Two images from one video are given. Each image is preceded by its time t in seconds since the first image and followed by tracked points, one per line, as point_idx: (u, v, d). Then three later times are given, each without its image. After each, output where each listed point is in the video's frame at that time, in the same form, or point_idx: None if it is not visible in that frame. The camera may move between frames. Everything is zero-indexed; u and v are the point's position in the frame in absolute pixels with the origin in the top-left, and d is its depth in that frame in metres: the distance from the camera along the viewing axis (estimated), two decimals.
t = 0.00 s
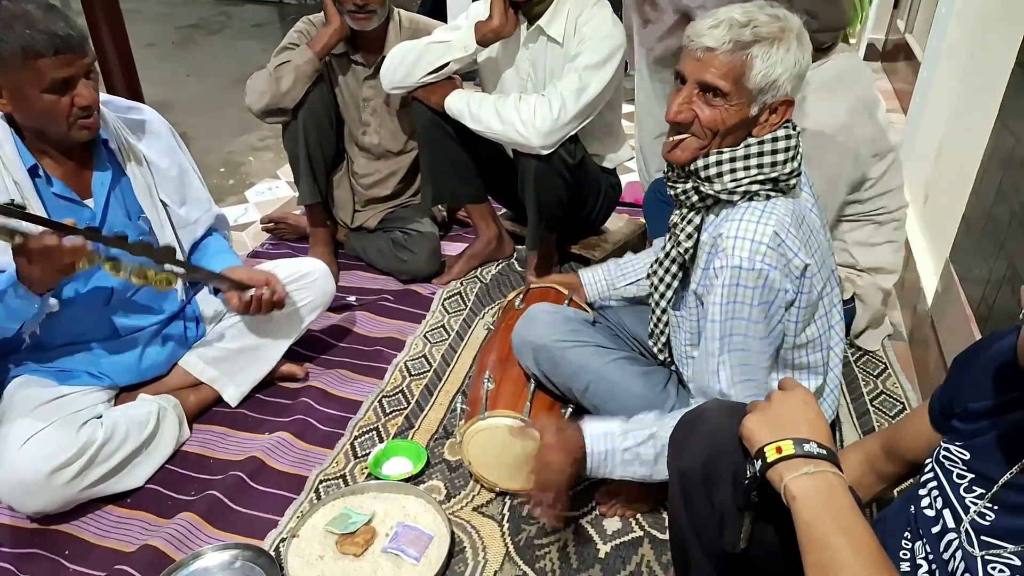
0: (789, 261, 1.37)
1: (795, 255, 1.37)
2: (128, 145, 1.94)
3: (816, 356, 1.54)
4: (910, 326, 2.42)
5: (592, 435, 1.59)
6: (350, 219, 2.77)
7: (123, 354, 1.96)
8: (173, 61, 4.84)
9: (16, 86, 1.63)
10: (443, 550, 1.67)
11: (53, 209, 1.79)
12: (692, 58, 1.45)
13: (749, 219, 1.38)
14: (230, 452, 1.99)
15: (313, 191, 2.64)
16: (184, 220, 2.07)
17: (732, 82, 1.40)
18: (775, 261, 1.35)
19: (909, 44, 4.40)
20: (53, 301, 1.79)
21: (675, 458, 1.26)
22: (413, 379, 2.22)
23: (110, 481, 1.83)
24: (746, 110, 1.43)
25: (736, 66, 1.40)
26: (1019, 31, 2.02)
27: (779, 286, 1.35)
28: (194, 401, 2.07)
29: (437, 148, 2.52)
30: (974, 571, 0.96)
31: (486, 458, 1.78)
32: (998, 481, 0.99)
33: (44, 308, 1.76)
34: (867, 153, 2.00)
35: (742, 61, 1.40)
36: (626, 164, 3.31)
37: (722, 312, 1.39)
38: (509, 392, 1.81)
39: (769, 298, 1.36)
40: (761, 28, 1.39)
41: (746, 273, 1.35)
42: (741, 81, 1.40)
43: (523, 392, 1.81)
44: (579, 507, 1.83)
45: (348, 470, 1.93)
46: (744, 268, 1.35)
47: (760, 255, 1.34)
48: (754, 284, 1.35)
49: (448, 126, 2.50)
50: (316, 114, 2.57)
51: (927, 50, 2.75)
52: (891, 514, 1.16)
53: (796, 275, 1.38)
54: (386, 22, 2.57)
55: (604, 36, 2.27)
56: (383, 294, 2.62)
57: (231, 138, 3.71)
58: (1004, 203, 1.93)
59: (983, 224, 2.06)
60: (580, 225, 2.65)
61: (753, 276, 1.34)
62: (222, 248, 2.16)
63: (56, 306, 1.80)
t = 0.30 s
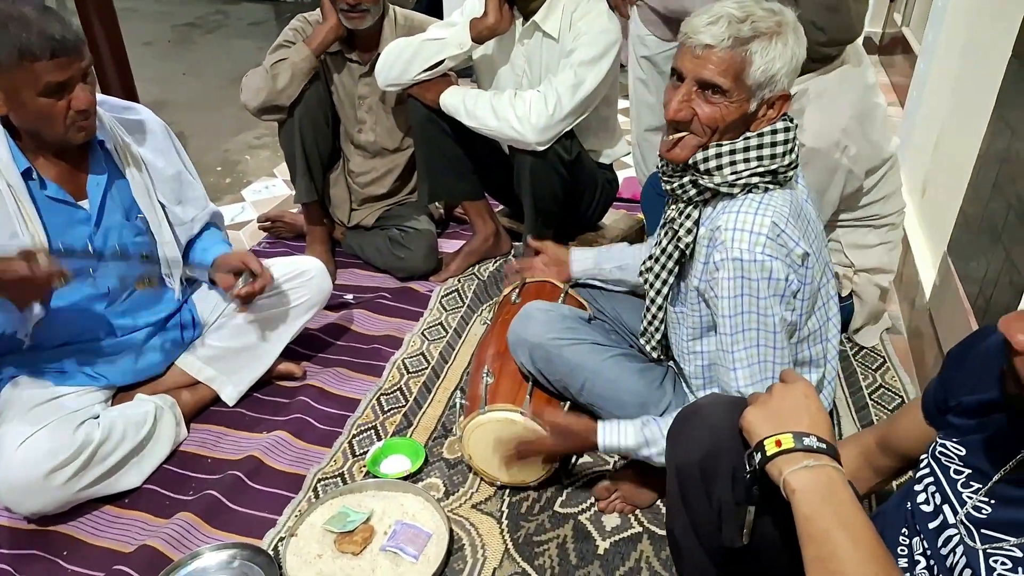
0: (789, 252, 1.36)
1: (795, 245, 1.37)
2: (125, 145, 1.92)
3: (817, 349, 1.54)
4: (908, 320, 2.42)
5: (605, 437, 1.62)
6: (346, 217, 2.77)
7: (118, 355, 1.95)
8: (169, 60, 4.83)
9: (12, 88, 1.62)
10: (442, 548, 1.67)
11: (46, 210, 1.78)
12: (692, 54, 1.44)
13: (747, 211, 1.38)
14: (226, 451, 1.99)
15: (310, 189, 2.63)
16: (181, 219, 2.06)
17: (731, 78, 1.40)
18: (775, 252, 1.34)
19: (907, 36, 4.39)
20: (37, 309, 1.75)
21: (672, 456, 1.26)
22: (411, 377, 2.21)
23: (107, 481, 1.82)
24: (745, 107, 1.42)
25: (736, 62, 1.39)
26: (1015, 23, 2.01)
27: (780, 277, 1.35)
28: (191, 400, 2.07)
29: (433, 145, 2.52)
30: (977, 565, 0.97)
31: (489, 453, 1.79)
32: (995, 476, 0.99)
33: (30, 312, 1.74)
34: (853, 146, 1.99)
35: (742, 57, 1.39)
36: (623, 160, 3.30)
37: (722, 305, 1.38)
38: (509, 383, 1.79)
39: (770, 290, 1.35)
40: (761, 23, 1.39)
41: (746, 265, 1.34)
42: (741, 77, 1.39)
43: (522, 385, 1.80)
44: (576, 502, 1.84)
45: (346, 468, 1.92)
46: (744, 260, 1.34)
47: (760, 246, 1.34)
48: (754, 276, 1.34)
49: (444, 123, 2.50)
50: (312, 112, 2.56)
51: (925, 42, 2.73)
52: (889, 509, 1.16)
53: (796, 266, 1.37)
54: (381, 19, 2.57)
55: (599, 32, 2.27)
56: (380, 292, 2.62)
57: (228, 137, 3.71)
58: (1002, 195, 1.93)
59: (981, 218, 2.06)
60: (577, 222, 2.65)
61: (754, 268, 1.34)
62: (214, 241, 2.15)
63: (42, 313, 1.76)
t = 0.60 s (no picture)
0: (787, 245, 1.35)
1: (793, 238, 1.36)
2: (119, 137, 1.91)
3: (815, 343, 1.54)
4: (910, 314, 2.41)
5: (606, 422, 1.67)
6: (345, 211, 2.75)
7: (117, 348, 1.95)
8: (167, 54, 4.81)
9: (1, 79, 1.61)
10: (442, 541, 1.66)
11: (43, 204, 1.77)
12: (683, 43, 1.43)
13: (743, 204, 1.37)
14: (226, 444, 1.99)
15: (308, 182, 2.62)
16: (178, 212, 2.05)
17: (722, 67, 1.38)
18: (772, 245, 1.33)
19: (909, 29, 4.37)
20: (47, 293, 1.78)
21: (672, 450, 1.26)
22: (410, 371, 2.21)
23: (107, 475, 1.82)
24: (738, 96, 1.40)
25: (727, 51, 1.38)
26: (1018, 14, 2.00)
27: (777, 271, 1.34)
28: (191, 394, 2.06)
29: (433, 138, 2.50)
30: (982, 561, 0.97)
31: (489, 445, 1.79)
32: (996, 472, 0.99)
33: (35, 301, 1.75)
34: (866, 146, 1.97)
35: (733, 45, 1.37)
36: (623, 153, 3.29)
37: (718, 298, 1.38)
38: (509, 379, 1.77)
39: (768, 283, 1.35)
40: (752, 12, 1.37)
41: (743, 258, 1.34)
42: (732, 66, 1.38)
43: (522, 380, 1.79)
44: (577, 496, 1.83)
45: (345, 463, 1.92)
46: (741, 253, 1.34)
47: (757, 239, 1.33)
48: (752, 269, 1.34)
49: (444, 116, 2.49)
50: (310, 105, 2.55)
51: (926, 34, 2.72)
52: (891, 504, 1.16)
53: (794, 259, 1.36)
54: (380, 12, 2.55)
55: (601, 25, 2.25)
56: (380, 286, 2.61)
57: (227, 131, 3.69)
58: (1004, 187, 1.92)
59: (983, 211, 2.05)
60: (577, 216, 2.64)
61: (751, 261, 1.33)
62: (216, 241, 2.14)
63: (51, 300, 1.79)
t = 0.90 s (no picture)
0: (787, 249, 1.35)
1: (793, 242, 1.35)
2: (121, 138, 1.91)
3: (816, 345, 1.53)
4: (909, 313, 2.40)
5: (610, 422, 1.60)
6: (345, 210, 2.75)
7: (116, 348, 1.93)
8: (168, 53, 4.80)
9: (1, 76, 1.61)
10: (440, 541, 1.66)
11: (42, 204, 1.78)
12: (680, 48, 1.42)
13: (742, 208, 1.36)
14: (224, 444, 1.98)
15: (307, 181, 2.61)
16: (178, 213, 2.04)
17: (720, 72, 1.38)
18: (772, 249, 1.33)
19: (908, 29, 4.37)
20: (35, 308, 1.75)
21: (670, 449, 1.24)
22: (408, 370, 2.20)
23: (105, 473, 1.81)
24: (736, 100, 1.40)
25: (724, 55, 1.37)
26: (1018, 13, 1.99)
27: (778, 275, 1.33)
28: (189, 393, 2.06)
29: (434, 137, 2.50)
30: (981, 562, 0.96)
31: (487, 446, 1.78)
32: (994, 475, 0.98)
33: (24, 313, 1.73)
34: (895, 155, 1.97)
35: (730, 50, 1.37)
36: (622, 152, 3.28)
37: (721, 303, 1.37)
38: (506, 373, 1.79)
39: (768, 287, 1.34)
40: (749, 15, 1.36)
41: (743, 263, 1.33)
42: (730, 70, 1.37)
43: (520, 379, 1.79)
44: (575, 496, 1.83)
45: (343, 462, 1.91)
46: (741, 258, 1.33)
47: (757, 244, 1.33)
48: (752, 274, 1.33)
49: (444, 116, 2.48)
50: (309, 104, 2.54)
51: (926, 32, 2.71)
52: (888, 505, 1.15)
53: (794, 263, 1.36)
54: (379, 11, 2.54)
55: (602, 25, 2.25)
56: (378, 285, 2.60)
57: (227, 130, 3.69)
58: (1003, 186, 1.91)
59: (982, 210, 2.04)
60: (577, 215, 2.63)
61: (751, 266, 1.33)
62: (212, 245, 2.14)
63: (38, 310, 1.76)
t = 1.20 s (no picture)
0: (785, 253, 1.35)
1: (791, 246, 1.35)
2: (118, 141, 1.91)
3: (815, 345, 1.53)
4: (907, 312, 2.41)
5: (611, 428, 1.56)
6: (343, 211, 2.75)
7: (115, 349, 1.95)
8: (168, 54, 4.81)
9: None
10: (437, 542, 1.67)
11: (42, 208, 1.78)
12: (670, 52, 1.44)
13: (741, 213, 1.36)
14: (223, 445, 1.99)
15: (306, 182, 2.62)
16: (175, 216, 2.05)
17: (709, 75, 1.39)
18: (771, 254, 1.33)
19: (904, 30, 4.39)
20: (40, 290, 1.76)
21: (667, 460, 1.24)
22: (406, 371, 2.21)
23: (104, 475, 1.82)
24: (728, 101, 1.41)
25: (713, 59, 1.38)
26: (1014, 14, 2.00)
27: (778, 279, 1.33)
28: (187, 394, 2.06)
29: (432, 138, 2.50)
30: (977, 563, 0.96)
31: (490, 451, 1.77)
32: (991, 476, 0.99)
33: (30, 298, 1.74)
34: (907, 155, 1.97)
35: (719, 53, 1.37)
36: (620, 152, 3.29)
37: (722, 308, 1.37)
38: (502, 378, 1.81)
39: (769, 291, 1.34)
40: (738, 17, 1.35)
41: (743, 268, 1.33)
42: (720, 73, 1.38)
43: (516, 380, 1.82)
44: (573, 497, 1.83)
45: (341, 463, 1.92)
46: (740, 263, 1.33)
47: (756, 248, 1.33)
48: (753, 279, 1.33)
49: (442, 117, 2.48)
50: (308, 106, 2.55)
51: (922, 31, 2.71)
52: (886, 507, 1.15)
53: (793, 267, 1.36)
54: (377, 13, 2.55)
55: (599, 27, 2.26)
56: (377, 285, 2.61)
57: (226, 131, 3.69)
58: (999, 186, 1.92)
59: (979, 210, 2.05)
60: (575, 216, 2.63)
61: (751, 271, 1.33)
62: (212, 241, 2.14)
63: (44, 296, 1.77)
